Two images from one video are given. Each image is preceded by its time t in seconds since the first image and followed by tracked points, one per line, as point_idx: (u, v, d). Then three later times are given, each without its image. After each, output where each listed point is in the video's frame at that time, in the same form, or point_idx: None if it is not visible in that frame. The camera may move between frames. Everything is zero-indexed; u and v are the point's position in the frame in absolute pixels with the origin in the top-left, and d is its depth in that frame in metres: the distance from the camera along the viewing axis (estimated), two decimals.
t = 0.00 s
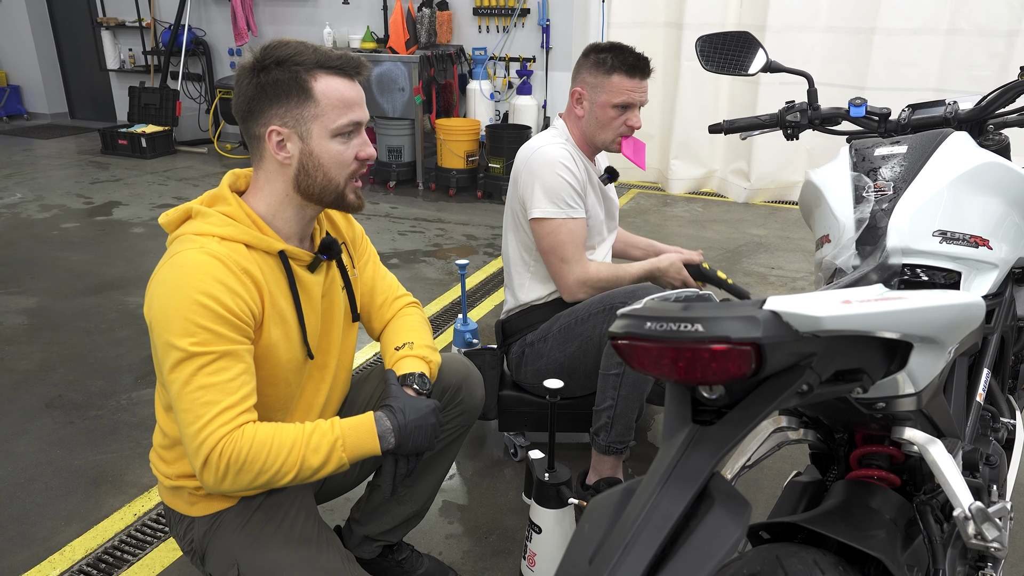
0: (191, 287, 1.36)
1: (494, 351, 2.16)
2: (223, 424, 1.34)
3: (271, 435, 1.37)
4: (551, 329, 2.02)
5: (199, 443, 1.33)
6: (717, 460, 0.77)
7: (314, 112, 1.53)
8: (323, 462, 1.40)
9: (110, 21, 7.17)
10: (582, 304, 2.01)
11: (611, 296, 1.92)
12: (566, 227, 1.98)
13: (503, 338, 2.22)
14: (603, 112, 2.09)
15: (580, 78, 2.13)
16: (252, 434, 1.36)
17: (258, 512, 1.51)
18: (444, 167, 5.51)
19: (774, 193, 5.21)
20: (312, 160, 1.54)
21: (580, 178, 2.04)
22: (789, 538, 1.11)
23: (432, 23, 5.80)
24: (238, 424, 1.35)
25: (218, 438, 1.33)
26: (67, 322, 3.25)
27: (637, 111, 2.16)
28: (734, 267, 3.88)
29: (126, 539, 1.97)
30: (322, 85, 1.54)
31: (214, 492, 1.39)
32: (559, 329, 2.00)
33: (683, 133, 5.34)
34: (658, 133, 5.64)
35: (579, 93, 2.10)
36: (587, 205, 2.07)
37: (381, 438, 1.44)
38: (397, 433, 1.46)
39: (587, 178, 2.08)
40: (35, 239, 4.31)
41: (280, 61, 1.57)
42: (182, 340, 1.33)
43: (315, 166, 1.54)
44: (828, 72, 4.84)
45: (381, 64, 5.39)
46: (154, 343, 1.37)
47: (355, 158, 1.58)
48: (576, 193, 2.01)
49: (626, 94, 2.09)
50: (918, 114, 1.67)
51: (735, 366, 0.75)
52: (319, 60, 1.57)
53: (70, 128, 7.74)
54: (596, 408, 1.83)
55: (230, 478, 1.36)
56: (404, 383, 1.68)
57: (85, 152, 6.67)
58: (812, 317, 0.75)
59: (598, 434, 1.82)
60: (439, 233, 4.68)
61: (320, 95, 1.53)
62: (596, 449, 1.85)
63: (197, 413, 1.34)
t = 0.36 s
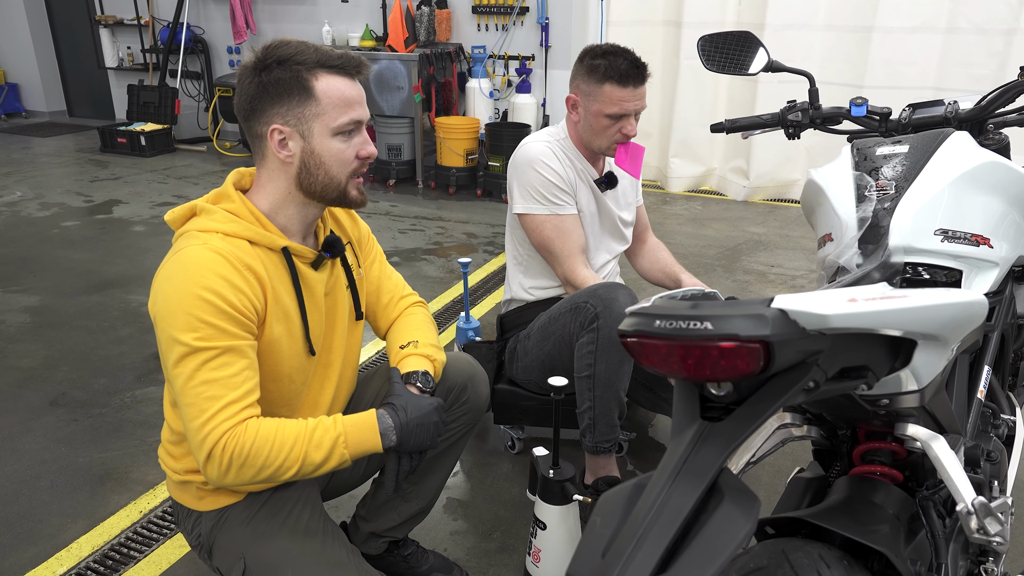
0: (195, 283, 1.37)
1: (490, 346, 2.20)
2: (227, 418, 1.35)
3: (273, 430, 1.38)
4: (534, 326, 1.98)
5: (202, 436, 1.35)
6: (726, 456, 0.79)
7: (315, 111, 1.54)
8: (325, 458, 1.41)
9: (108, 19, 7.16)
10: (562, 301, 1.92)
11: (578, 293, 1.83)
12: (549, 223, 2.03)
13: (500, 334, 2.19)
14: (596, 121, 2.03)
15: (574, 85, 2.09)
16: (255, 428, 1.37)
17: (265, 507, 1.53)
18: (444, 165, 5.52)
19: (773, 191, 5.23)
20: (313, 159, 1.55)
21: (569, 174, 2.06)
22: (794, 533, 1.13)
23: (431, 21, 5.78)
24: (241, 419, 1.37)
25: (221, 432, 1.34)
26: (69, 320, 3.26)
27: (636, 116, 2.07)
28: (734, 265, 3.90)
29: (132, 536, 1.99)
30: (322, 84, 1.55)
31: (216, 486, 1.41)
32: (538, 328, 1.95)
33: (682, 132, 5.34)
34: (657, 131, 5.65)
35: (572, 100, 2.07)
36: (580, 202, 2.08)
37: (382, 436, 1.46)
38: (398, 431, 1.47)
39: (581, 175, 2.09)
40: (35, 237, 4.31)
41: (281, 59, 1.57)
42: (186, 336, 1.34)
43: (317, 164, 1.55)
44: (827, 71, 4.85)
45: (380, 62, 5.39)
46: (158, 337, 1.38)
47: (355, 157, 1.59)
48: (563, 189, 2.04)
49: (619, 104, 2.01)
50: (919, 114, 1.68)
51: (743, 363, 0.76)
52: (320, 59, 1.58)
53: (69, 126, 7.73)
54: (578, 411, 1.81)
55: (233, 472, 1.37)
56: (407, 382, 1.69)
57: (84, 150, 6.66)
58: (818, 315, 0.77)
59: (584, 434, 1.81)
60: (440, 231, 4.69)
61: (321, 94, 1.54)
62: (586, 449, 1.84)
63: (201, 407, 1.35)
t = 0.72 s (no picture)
0: (200, 282, 1.38)
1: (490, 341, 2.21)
2: (232, 416, 1.36)
3: (278, 429, 1.39)
4: (530, 323, 1.99)
5: (208, 434, 1.35)
6: (736, 453, 0.80)
7: (320, 110, 1.55)
8: (330, 457, 1.42)
9: (102, 16, 7.12)
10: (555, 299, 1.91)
11: (571, 291, 1.84)
12: (552, 228, 2.05)
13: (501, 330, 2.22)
14: (607, 136, 2.03)
15: (587, 95, 2.06)
16: (261, 427, 1.38)
17: (270, 504, 1.53)
18: (441, 162, 5.52)
19: (769, 188, 5.25)
20: (319, 158, 1.55)
21: (576, 180, 2.07)
22: (798, 528, 1.15)
23: (428, 19, 5.75)
24: (247, 417, 1.37)
25: (227, 430, 1.35)
26: (67, 318, 3.25)
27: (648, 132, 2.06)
28: (732, 262, 3.91)
29: (135, 534, 1.99)
30: (327, 84, 1.55)
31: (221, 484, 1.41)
32: (533, 326, 1.96)
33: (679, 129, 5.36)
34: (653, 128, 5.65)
35: (583, 110, 2.06)
36: (586, 207, 2.09)
37: (386, 436, 1.47)
38: (402, 430, 1.49)
39: (588, 180, 2.10)
40: (32, 235, 4.30)
41: (286, 59, 1.58)
42: (192, 335, 1.35)
43: (322, 163, 1.56)
44: (823, 69, 4.87)
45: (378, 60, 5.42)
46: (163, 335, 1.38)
47: (360, 156, 1.59)
48: (568, 194, 2.05)
49: (631, 122, 2.00)
50: (919, 112, 1.70)
51: (753, 362, 0.77)
52: (325, 59, 1.59)
53: (64, 124, 7.70)
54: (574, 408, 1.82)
55: (238, 469, 1.37)
56: (411, 382, 1.70)
57: (79, 147, 6.64)
58: (828, 314, 0.78)
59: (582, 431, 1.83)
60: (437, 229, 4.69)
61: (326, 94, 1.55)
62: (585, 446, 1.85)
63: (207, 405, 1.36)
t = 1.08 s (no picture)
0: (196, 283, 1.37)
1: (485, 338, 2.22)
2: (232, 417, 1.36)
3: (278, 429, 1.39)
4: (524, 320, 1.99)
5: (207, 435, 1.35)
6: (742, 451, 0.81)
7: (315, 109, 1.54)
8: (329, 458, 1.42)
9: (89, 14, 7.07)
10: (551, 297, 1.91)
11: (566, 289, 1.84)
12: (553, 232, 2.05)
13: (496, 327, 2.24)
14: (610, 142, 2.02)
15: (591, 101, 2.05)
16: (261, 428, 1.38)
17: (268, 504, 1.53)
18: (432, 160, 5.51)
19: (758, 185, 5.28)
20: (313, 156, 1.55)
21: (578, 185, 2.08)
22: (795, 523, 1.16)
23: (418, 16, 5.74)
24: (246, 418, 1.37)
25: (227, 430, 1.35)
26: (58, 319, 3.23)
27: (651, 139, 2.06)
28: (723, 258, 3.93)
29: (131, 536, 1.98)
30: (322, 83, 1.55)
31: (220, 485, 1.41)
32: (528, 325, 1.96)
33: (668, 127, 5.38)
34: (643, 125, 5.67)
35: (586, 116, 2.05)
36: (587, 212, 2.10)
37: (385, 436, 1.47)
38: (401, 431, 1.48)
39: (590, 185, 2.11)
40: (21, 235, 4.27)
41: (280, 58, 1.57)
42: (189, 336, 1.34)
43: (317, 162, 1.55)
44: (811, 66, 4.90)
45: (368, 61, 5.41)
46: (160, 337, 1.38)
47: (355, 155, 1.59)
48: (571, 199, 2.05)
49: (635, 129, 1.99)
50: (911, 110, 1.71)
51: (758, 359, 0.78)
52: (319, 57, 1.58)
53: (50, 123, 7.63)
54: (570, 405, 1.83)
55: (237, 470, 1.37)
56: (408, 381, 1.70)
57: (66, 146, 6.58)
58: (832, 312, 0.79)
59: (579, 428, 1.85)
60: (429, 227, 4.68)
61: (321, 92, 1.54)
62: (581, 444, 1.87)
63: (206, 405, 1.35)
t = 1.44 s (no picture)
0: (189, 271, 1.35)
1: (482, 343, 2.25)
2: (276, 371, 1.28)
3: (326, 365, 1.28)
4: (523, 328, 1.97)
5: (260, 400, 1.27)
6: (746, 451, 0.82)
7: (293, 108, 1.52)
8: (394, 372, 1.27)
9: (72, 13, 6.99)
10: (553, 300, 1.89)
11: (563, 297, 1.83)
12: (547, 229, 2.04)
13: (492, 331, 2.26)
14: (602, 133, 2.05)
15: (575, 98, 2.10)
16: (307, 371, 1.27)
17: (264, 506, 1.52)
18: (420, 159, 5.50)
19: (746, 181, 5.30)
20: (293, 156, 1.53)
21: (573, 180, 2.08)
22: (792, 521, 1.17)
23: (405, 14, 5.72)
24: (288, 369, 1.28)
25: (273, 387, 1.27)
26: (46, 322, 3.20)
27: (642, 123, 2.09)
28: (711, 255, 3.95)
29: (126, 540, 1.97)
30: (299, 81, 1.53)
31: (305, 448, 1.31)
32: (526, 333, 1.94)
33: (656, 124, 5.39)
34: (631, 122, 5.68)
35: (575, 114, 2.08)
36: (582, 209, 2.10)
37: (437, 326, 1.27)
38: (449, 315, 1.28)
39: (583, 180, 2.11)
40: (6, 238, 4.22)
41: (257, 57, 1.56)
42: (198, 318, 1.31)
43: (296, 162, 1.53)
44: (798, 63, 4.92)
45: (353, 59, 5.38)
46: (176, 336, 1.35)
47: (337, 153, 1.56)
48: (566, 194, 2.05)
49: (624, 112, 2.02)
50: (900, 108, 1.73)
51: (760, 361, 0.79)
52: (297, 55, 1.56)
53: (33, 123, 7.54)
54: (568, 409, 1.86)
55: (306, 418, 1.27)
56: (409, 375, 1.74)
57: (50, 147, 6.51)
58: (833, 313, 0.79)
59: (575, 431, 1.87)
60: (419, 226, 4.67)
61: (298, 91, 1.52)
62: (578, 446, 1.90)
63: (243, 373, 1.28)
